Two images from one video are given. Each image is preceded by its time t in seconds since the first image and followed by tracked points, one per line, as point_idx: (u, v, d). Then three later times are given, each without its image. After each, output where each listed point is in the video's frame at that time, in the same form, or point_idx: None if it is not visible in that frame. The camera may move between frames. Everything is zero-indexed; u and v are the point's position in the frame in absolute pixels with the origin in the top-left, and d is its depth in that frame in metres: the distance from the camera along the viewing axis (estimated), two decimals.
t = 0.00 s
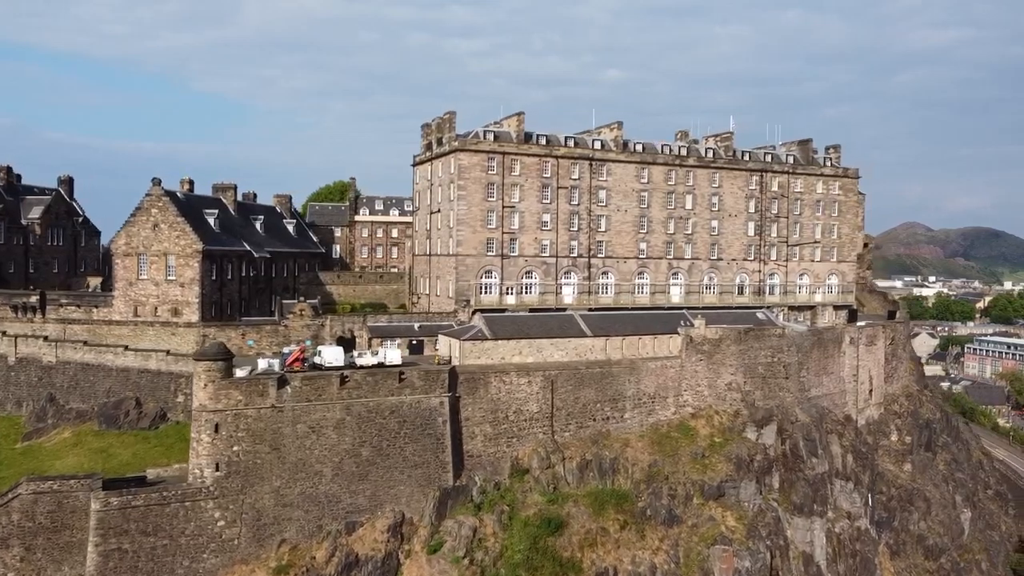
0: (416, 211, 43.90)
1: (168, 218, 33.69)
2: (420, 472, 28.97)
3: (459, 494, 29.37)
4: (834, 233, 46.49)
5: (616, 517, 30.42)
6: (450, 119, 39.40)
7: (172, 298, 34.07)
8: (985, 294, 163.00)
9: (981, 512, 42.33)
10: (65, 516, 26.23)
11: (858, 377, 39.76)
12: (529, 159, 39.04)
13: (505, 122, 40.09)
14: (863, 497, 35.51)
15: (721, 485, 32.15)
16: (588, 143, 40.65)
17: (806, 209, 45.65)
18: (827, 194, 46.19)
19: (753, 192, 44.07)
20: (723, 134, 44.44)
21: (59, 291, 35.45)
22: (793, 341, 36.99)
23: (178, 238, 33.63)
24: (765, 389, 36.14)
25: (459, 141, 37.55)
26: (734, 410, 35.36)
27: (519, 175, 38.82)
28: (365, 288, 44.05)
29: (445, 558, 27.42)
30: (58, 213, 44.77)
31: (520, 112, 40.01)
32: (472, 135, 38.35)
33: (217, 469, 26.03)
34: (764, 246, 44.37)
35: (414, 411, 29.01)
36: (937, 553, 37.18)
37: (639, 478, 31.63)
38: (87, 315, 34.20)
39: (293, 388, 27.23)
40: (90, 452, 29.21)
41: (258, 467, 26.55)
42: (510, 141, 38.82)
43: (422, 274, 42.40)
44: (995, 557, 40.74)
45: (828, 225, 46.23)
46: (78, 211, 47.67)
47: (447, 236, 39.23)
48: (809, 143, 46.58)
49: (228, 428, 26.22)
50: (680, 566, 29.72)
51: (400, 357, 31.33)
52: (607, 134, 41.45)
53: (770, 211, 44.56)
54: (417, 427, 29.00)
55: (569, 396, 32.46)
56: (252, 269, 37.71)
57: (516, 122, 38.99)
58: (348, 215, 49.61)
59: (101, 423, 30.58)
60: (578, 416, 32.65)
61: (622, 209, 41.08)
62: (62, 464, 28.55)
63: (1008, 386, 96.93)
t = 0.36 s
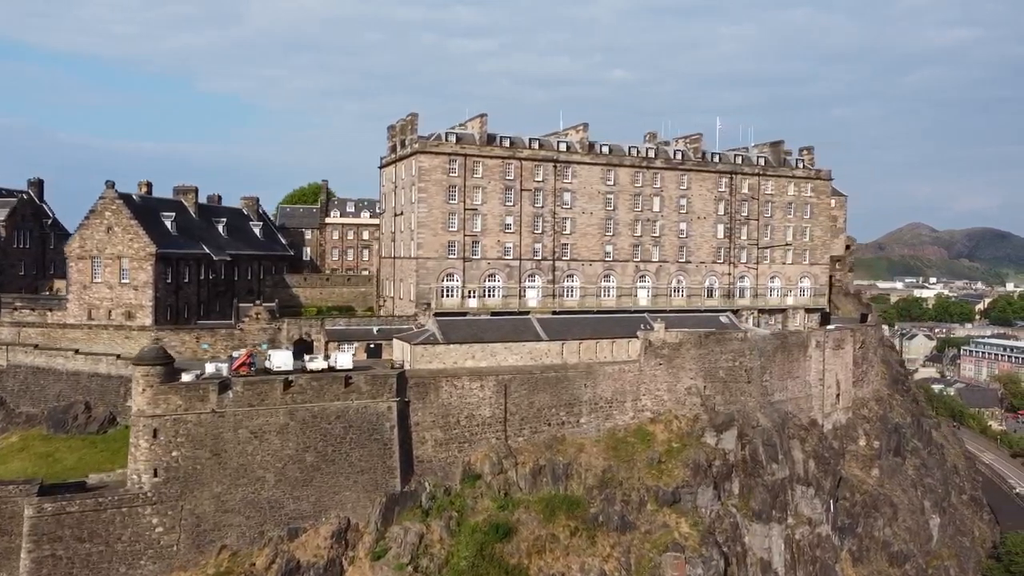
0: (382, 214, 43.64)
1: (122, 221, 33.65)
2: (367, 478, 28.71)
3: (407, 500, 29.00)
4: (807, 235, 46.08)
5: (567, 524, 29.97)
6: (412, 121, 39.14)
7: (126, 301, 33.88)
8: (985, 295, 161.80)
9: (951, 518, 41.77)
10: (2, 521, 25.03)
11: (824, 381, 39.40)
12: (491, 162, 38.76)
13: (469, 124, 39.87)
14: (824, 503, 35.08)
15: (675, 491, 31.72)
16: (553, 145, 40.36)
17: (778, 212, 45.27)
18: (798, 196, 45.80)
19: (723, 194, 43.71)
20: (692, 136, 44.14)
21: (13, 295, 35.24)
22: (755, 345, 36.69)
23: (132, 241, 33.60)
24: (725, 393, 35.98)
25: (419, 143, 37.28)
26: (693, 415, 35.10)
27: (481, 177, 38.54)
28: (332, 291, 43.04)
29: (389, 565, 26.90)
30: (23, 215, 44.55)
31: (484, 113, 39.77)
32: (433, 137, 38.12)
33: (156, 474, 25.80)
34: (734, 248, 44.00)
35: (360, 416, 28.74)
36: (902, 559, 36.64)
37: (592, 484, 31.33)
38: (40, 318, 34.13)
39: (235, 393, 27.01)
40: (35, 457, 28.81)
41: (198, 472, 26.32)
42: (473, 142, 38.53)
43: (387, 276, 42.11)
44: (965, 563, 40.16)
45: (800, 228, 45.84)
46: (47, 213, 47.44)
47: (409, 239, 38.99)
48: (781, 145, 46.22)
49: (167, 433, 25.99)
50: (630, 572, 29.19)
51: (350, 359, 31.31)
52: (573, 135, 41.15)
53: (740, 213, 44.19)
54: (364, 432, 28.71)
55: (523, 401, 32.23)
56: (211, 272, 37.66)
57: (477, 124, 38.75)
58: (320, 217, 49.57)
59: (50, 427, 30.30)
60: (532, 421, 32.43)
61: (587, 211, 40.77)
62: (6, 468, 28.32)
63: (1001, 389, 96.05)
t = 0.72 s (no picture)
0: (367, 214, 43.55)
1: (102, 221, 33.54)
2: (345, 479, 28.59)
3: (386, 501, 28.98)
4: (793, 236, 46.03)
5: (546, 525, 29.88)
6: (395, 121, 39.06)
7: (106, 302, 33.75)
8: (981, 297, 161.73)
9: (936, 519, 41.65)
10: None
11: (809, 382, 39.35)
12: (475, 162, 38.69)
13: (453, 125, 39.83)
14: (807, 504, 34.99)
15: (657, 492, 31.58)
16: (537, 146, 40.32)
17: (764, 212, 45.22)
18: (785, 197, 45.75)
19: (708, 195, 43.67)
20: (677, 137, 44.13)
21: None
22: (737, 345, 36.67)
23: (111, 242, 33.51)
24: (708, 393, 35.94)
25: (402, 144, 37.18)
26: (675, 416, 35.07)
27: (464, 177, 38.46)
28: (318, 292, 43.04)
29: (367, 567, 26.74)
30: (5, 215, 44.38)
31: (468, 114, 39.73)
32: (417, 137, 38.08)
33: (131, 476, 25.66)
34: (720, 249, 43.94)
35: (338, 417, 28.61)
36: (886, 561, 36.49)
37: (573, 485, 31.18)
38: (20, 319, 33.93)
39: (212, 394, 26.89)
40: (10, 457, 28.56)
41: (173, 473, 26.19)
42: (456, 143, 38.50)
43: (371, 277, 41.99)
44: (950, 565, 40.04)
45: (786, 228, 45.80)
46: (31, 213, 47.28)
47: (392, 239, 38.88)
48: (768, 146, 46.20)
49: (141, 434, 25.86)
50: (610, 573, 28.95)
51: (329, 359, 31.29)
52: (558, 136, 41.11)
53: (726, 214, 44.15)
54: (342, 433, 28.60)
55: (504, 402, 32.15)
56: (193, 272, 37.64)
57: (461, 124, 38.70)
58: (306, 218, 49.49)
59: (27, 428, 30.16)
60: (513, 422, 32.34)
61: (572, 212, 40.71)
62: None
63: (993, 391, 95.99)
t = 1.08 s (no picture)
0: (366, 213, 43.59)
1: (100, 219, 33.54)
2: (343, 477, 28.59)
3: (384, 499, 29.00)
4: (792, 236, 46.03)
5: (544, 523, 29.91)
6: (394, 120, 39.10)
7: (105, 299, 33.75)
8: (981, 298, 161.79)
9: (934, 519, 41.62)
10: None
11: (807, 381, 39.38)
12: (473, 161, 38.70)
13: (451, 124, 39.86)
14: (805, 503, 35.03)
15: (654, 491, 31.61)
16: (536, 145, 40.35)
17: (762, 212, 45.24)
18: (784, 196, 45.76)
19: (707, 194, 43.69)
20: (676, 137, 44.18)
21: None
22: (735, 344, 36.69)
23: (110, 240, 33.44)
24: (706, 392, 35.95)
25: (401, 143, 37.21)
26: (673, 414, 35.10)
27: (463, 176, 38.47)
28: (317, 291, 43.08)
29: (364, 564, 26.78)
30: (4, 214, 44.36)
31: (466, 113, 39.77)
32: (415, 136, 38.10)
33: (128, 473, 25.66)
34: (718, 249, 43.95)
35: (336, 414, 28.63)
36: (883, 560, 36.46)
37: (570, 483, 31.22)
38: (18, 317, 33.96)
39: (209, 391, 26.90)
40: (7, 455, 28.51)
41: (170, 470, 26.20)
42: (455, 142, 38.53)
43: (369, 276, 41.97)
44: (948, 564, 40.06)
45: (785, 228, 45.80)
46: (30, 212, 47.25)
47: (391, 238, 38.87)
48: (766, 145, 46.23)
49: (139, 431, 25.85)
50: (608, 572, 28.88)
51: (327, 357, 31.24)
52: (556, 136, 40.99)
53: (725, 214, 44.18)
54: (340, 431, 28.62)
55: (501, 400, 32.15)
56: (192, 271, 37.71)
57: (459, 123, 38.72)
58: (306, 217, 49.53)
59: (25, 425, 30.14)
60: (510, 420, 32.36)
61: (571, 210, 40.77)
62: None
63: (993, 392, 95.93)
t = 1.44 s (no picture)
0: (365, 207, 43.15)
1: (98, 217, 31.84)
2: (346, 472, 27.00)
3: (385, 496, 27.73)
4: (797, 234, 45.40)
5: (544, 521, 29.41)
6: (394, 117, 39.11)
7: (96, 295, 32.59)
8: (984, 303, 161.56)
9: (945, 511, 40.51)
10: None
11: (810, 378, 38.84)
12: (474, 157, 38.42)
13: (452, 122, 39.72)
14: (807, 501, 33.05)
15: (654, 488, 31.59)
16: (538, 141, 40.07)
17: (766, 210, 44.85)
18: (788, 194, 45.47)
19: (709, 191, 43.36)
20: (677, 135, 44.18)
21: None
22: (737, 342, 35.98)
23: (110, 236, 31.65)
24: (704, 388, 35.12)
25: (401, 139, 37.09)
26: (674, 412, 34.58)
27: (463, 174, 35.77)
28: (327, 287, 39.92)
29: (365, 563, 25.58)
30: None
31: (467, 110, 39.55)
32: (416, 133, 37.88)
33: (125, 468, 24.03)
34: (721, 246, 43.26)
35: (336, 411, 26.67)
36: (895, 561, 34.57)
37: (570, 480, 31.44)
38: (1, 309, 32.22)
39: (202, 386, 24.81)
40: None
41: (168, 466, 24.41)
42: (456, 138, 38.32)
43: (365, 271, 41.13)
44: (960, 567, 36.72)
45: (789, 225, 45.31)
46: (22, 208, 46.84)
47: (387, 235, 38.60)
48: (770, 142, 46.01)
49: (138, 426, 24.22)
50: (607, 569, 28.30)
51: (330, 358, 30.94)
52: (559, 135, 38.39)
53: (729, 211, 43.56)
54: (344, 428, 26.87)
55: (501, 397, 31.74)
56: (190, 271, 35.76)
57: (460, 122, 38.71)
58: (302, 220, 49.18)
59: None
60: (510, 417, 31.95)
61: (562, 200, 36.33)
62: None
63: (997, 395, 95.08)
